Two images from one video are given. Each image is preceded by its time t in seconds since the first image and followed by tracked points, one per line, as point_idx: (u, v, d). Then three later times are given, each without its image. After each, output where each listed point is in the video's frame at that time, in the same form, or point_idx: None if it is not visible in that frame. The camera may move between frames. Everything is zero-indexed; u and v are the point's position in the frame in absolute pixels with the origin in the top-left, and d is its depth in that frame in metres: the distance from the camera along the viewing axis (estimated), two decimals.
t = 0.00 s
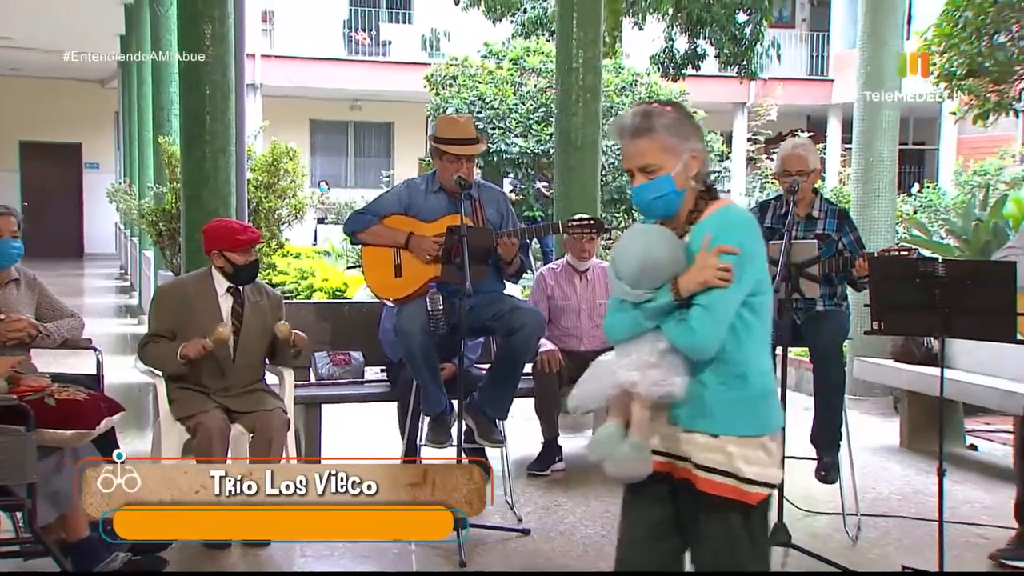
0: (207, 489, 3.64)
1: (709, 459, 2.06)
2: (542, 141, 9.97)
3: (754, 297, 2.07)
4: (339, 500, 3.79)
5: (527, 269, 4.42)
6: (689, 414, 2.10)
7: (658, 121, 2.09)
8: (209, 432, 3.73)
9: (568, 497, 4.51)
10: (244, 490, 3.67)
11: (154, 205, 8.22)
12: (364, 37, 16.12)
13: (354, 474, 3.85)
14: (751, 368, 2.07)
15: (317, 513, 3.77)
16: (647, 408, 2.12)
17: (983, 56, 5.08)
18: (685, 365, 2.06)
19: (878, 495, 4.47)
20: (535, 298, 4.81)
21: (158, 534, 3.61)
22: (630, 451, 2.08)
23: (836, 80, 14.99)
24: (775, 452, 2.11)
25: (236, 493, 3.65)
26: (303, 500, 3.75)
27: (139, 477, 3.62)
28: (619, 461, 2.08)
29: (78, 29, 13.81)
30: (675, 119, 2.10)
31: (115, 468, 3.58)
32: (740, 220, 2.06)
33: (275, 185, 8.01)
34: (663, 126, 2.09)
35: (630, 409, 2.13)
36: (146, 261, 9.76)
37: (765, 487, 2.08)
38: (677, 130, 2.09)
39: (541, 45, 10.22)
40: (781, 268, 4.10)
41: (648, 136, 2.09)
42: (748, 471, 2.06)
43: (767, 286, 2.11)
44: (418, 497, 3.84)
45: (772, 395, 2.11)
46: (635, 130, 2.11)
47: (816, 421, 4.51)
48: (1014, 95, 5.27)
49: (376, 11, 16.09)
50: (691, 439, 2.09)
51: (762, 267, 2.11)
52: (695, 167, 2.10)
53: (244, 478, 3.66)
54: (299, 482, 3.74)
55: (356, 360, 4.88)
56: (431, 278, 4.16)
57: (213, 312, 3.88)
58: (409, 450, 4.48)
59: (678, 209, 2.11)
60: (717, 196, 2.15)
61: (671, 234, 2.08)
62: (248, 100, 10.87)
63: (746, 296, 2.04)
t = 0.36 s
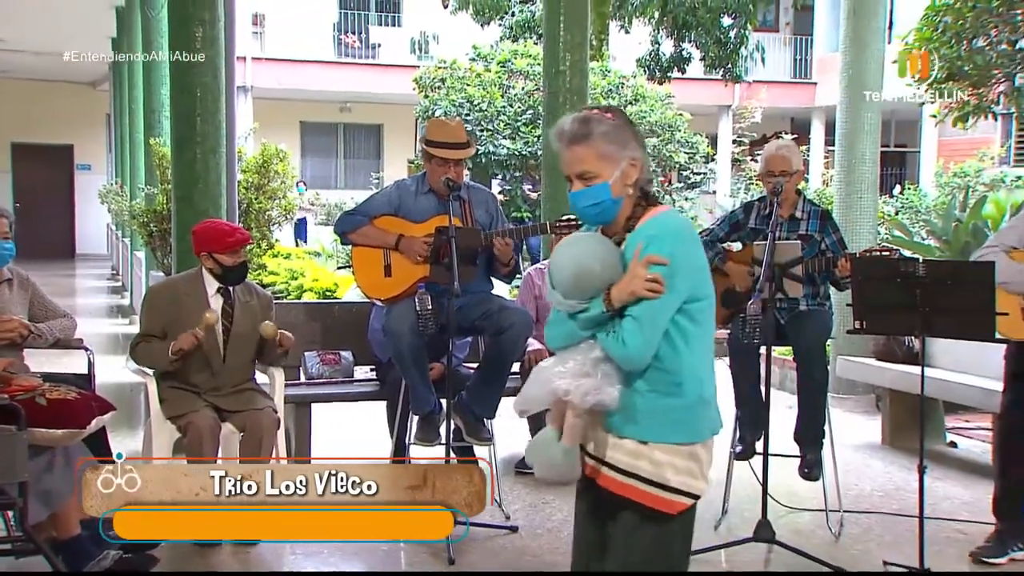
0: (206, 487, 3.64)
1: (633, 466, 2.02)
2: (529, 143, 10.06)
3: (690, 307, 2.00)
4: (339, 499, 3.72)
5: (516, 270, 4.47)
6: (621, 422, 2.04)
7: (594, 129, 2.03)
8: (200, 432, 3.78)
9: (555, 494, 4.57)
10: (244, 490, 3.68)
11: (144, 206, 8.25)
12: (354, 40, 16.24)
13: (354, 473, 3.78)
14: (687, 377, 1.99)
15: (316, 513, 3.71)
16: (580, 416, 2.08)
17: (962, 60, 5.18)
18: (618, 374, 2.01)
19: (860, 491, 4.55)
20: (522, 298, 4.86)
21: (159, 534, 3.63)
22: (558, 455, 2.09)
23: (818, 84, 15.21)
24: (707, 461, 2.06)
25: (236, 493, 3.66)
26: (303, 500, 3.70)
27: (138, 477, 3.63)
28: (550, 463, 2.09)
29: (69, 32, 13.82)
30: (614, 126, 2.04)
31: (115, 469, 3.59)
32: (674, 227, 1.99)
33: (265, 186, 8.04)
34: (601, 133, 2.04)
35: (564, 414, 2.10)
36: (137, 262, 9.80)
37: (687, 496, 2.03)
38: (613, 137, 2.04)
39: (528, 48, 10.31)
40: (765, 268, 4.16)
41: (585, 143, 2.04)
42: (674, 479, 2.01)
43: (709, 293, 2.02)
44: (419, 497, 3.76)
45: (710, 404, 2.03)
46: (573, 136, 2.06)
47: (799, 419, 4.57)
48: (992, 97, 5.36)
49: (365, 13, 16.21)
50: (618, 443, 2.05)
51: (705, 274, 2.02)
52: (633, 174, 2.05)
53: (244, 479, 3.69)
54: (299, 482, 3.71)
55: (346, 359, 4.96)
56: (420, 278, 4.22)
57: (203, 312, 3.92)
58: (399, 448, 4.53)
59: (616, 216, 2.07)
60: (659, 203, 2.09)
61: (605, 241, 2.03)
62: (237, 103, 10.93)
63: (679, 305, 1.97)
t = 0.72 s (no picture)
0: (206, 487, 3.56)
1: (592, 468, 2.02)
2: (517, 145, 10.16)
3: (647, 304, 2.01)
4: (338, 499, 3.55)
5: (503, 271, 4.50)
6: (580, 421, 2.03)
7: (553, 124, 2.03)
8: (191, 431, 3.82)
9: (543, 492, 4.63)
10: (245, 491, 3.58)
11: (136, 207, 8.30)
12: (344, 43, 16.28)
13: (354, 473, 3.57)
14: (644, 374, 2.00)
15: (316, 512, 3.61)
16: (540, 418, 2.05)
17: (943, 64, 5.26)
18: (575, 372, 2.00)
19: (842, 488, 4.61)
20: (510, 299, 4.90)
21: (160, 533, 3.60)
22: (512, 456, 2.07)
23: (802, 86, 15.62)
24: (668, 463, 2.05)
25: (236, 494, 3.57)
26: (303, 500, 3.58)
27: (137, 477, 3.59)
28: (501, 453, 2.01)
29: (59, 33, 13.83)
30: (573, 120, 2.04)
31: (115, 469, 3.61)
32: (632, 221, 1.99)
33: (256, 188, 8.08)
34: (560, 127, 2.03)
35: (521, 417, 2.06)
36: (129, 262, 9.86)
37: (651, 499, 2.02)
38: (573, 133, 2.04)
39: (516, 51, 10.43)
40: (750, 268, 4.20)
41: (544, 136, 2.03)
42: (635, 482, 2.00)
43: (666, 289, 2.04)
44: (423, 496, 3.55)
45: (669, 403, 2.04)
46: (531, 129, 2.05)
47: (782, 418, 4.63)
48: (972, 100, 5.44)
49: (355, 17, 16.42)
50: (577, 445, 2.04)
51: (662, 272, 2.03)
52: (593, 169, 2.06)
53: (244, 479, 3.59)
54: (299, 482, 3.59)
55: (337, 359, 4.88)
56: (409, 278, 4.27)
57: (193, 313, 3.97)
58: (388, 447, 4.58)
59: (573, 212, 2.07)
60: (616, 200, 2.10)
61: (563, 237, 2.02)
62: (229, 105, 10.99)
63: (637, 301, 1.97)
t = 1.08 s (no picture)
0: (206, 488, 3.33)
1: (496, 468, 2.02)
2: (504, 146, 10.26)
3: (556, 307, 1.99)
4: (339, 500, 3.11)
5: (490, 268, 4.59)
6: (484, 422, 2.03)
7: (466, 124, 2.05)
8: (179, 429, 3.87)
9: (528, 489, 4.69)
10: (245, 491, 3.32)
11: (126, 208, 8.35)
12: (333, 46, 16.39)
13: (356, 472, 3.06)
14: (548, 378, 1.99)
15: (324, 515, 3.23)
16: (445, 416, 2.04)
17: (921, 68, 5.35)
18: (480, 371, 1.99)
19: (822, 485, 4.70)
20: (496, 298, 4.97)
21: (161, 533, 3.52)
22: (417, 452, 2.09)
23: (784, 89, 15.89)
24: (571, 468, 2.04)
25: (236, 494, 3.31)
26: (304, 500, 3.19)
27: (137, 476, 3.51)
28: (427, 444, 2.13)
29: (49, 36, 13.86)
30: (485, 120, 2.06)
31: (115, 470, 3.55)
32: (545, 220, 1.97)
33: (245, 189, 8.12)
34: (472, 126, 2.06)
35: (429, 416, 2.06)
36: (119, 262, 9.90)
37: (550, 504, 2.02)
38: (485, 132, 2.06)
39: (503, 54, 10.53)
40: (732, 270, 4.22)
41: (456, 136, 2.07)
42: (531, 486, 2.00)
43: (578, 293, 2.02)
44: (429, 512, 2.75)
45: (576, 408, 2.02)
46: (445, 129, 2.08)
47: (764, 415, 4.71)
48: (949, 104, 5.54)
49: (343, 20, 16.52)
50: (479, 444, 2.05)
51: (575, 275, 2.01)
52: (507, 169, 2.08)
53: (245, 479, 3.33)
54: (300, 482, 3.20)
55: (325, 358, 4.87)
56: (396, 279, 4.31)
57: (179, 314, 4.01)
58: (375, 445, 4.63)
59: (489, 210, 2.09)
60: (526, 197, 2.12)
61: (476, 234, 2.02)
62: (217, 107, 11.05)
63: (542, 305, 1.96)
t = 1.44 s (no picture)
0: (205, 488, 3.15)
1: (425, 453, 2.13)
2: (492, 147, 10.35)
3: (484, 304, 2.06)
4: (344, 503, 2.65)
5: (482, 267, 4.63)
6: (419, 416, 2.13)
7: (393, 123, 2.10)
8: (171, 428, 3.91)
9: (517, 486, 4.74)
10: (245, 491, 3.13)
11: (116, 208, 8.36)
12: (323, 48, 16.37)
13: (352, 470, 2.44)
14: (478, 375, 2.07)
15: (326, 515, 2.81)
16: (383, 414, 2.16)
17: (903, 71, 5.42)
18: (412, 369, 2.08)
19: (806, 481, 4.77)
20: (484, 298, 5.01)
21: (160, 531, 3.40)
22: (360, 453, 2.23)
23: (769, 92, 16.12)
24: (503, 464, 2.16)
25: (235, 494, 3.12)
26: (303, 500, 2.89)
27: (137, 478, 3.47)
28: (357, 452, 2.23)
29: (38, 36, 13.88)
30: (411, 117, 2.10)
31: (115, 470, 3.50)
32: (472, 219, 2.02)
33: (235, 189, 8.14)
34: (399, 124, 2.10)
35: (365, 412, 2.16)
36: (109, 262, 9.92)
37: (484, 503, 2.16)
38: (414, 129, 2.10)
39: (491, 56, 10.61)
40: (718, 270, 4.27)
41: (383, 135, 2.11)
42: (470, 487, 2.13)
43: (509, 288, 2.09)
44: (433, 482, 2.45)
45: (506, 403, 2.10)
46: (373, 129, 2.12)
47: (748, 412, 4.77)
48: (931, 106, 5.61)
49: (334, 23, 16.48)
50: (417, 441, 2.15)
51: (507, 272, 2.07)
52: (437, 165, 2.10)
53: (244, 478, 3.14)
54: (299, 481, 2.90)
55: (314, 357, 4.94)
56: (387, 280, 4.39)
57: (168, 313, 4.05)
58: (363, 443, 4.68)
59: (420, 207, 2.12)
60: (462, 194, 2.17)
61: (407, 233, 2.09)
62: (207, 109, 11.08)
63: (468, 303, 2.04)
